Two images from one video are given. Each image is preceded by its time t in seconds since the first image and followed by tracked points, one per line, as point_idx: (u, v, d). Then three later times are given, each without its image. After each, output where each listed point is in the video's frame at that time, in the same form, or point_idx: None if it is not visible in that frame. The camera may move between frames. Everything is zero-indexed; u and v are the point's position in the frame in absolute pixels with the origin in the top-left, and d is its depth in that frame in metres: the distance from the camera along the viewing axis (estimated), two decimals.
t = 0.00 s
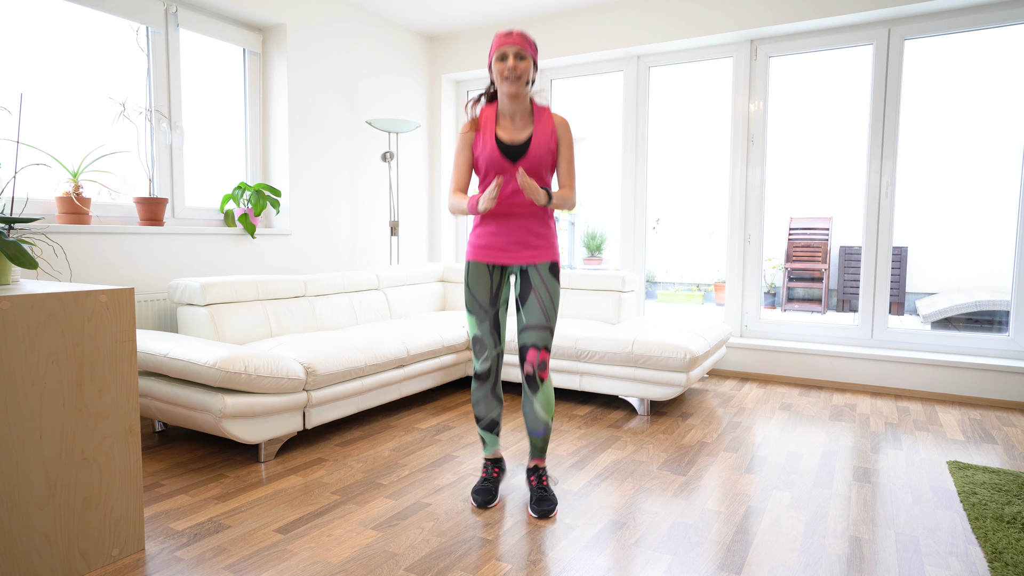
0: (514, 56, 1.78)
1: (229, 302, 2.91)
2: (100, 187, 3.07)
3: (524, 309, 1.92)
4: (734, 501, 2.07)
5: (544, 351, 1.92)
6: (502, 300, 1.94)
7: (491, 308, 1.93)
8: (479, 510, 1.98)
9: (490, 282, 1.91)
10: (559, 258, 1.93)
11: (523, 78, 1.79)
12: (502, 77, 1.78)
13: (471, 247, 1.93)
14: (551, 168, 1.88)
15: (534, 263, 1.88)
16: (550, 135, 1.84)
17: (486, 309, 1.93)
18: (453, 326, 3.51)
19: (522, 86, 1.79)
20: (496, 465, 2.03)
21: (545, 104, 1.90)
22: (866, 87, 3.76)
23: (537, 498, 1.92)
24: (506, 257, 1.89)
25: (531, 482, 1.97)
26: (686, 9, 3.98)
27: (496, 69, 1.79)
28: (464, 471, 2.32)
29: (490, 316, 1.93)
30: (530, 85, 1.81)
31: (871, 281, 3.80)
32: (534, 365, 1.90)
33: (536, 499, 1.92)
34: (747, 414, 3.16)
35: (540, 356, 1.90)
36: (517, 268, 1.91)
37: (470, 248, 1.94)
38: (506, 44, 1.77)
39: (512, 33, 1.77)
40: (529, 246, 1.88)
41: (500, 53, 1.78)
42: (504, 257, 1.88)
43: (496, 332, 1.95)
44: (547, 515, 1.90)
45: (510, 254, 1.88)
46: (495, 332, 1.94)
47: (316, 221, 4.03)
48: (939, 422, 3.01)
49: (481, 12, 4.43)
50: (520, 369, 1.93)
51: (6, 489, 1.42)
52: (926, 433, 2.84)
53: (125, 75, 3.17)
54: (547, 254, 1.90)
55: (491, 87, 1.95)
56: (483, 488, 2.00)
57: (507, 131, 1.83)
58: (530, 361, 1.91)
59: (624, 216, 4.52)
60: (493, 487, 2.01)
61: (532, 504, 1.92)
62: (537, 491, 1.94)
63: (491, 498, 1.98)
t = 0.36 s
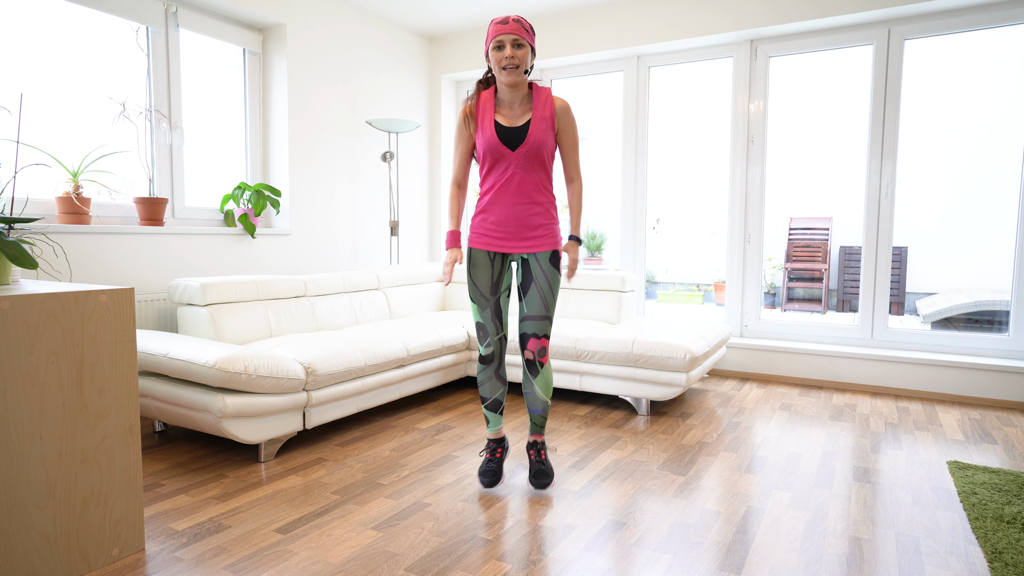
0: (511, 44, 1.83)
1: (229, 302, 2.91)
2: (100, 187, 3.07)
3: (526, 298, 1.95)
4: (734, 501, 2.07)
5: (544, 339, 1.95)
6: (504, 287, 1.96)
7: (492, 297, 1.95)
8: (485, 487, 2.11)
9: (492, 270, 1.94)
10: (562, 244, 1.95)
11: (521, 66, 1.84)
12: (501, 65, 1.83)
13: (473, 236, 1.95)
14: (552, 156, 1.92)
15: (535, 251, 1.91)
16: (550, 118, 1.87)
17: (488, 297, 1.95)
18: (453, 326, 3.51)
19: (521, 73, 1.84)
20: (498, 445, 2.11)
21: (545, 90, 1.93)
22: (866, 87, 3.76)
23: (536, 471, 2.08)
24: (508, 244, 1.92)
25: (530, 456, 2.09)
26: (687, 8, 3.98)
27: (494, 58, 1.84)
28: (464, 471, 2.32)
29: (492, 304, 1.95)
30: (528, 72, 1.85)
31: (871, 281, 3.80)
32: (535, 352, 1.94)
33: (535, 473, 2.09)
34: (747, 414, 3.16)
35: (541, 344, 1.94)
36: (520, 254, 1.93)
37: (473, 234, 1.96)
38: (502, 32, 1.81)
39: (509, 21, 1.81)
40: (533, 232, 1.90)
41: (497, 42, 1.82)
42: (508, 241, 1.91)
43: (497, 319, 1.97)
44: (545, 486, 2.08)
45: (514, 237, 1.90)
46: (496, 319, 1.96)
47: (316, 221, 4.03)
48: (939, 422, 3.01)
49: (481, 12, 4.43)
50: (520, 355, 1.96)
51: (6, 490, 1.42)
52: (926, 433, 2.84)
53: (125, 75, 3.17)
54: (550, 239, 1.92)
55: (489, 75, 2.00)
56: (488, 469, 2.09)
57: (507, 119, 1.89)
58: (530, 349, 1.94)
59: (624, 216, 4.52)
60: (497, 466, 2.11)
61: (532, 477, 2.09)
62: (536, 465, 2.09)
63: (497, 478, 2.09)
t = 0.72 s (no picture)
0: (516, 46, 1.84)
1: (229, 302, 2.90)
2: (100, 187, 3.07)
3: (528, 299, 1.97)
4: (734, 501, 2.07)
5: (548, 340, 1.99)
6: (505, 287, 1.98)
7: (494, 297, 1.97)
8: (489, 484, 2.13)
9: (494, 270, 1.95)
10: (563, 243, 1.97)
11: (526, 68, 1.85)
12: (506, 66, 1.84)
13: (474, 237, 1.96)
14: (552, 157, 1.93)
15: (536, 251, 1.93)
16: (551, 124, 1.90)
17: (490, 298, 1.97)
18: (453, 326, 3.51)
19: (525, 75, 1.85)
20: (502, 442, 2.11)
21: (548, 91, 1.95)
22: (866, 87, 3.76)
23: (543, 465, 2.09)
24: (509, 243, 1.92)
25: (536, 451, 2.11)
26: (687, 9, 3.98)
27: (499, 58, 1.85)
28: (464, 471, 2.33)
29: (493, 304, 1.97)
30: (532, 73, 1.86)
31: (871, 281, 3.80)
32: (540, 352, 1.97)
33: (542, 467, 2.10)
34: (747, 414, 3.16)
35: (546, 344, 1.98)
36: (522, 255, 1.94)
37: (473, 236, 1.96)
38: (508, 32, 1.83)
39: (513, 23, 1.83)
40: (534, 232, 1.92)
41: (503, 42, 1.84)
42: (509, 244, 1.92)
43: (499, 320, 1.99)
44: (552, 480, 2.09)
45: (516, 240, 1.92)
46: (497, 320, 1.98)
47: (316, 221, 4.03)
48: (939, 422, 3.01)
49: (481, 12, 4.43)
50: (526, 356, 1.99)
51: (6, 490, 1.42)
52: (926, 433, 2.84)
53: (125, 75, 3.17)
54: (551, 239, 1.94)
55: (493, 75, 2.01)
56: (491, 465, 2.11)
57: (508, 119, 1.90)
58: (536, 349, 1.97)
59: (624, 216, 4.52)
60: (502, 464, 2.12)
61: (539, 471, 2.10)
62: (542, 459, 2.10)
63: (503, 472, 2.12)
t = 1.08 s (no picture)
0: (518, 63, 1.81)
1: (229, 302, 2.90)
2: (100, 187, 3.07)
3: (528, 309, 1.96)
4: (734, 501, 2.07)
5: (547, 349, 1.96)
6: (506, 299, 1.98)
7: (494, 307, 1.96)
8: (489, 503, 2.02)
9: (495, 280, 1.95)
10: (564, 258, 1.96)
11: (527, 85, 1.82)
12: (507, 84, 1.82)
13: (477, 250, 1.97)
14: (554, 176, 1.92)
15: (537, 266, 1.92)
16: (554, 143, 1.90)
17: (491, 308, 1.96)
18: (453, 326, 3.51)
19: (527, 91, 1.82)
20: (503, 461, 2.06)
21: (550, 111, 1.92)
22: (866, 87, 3.76)
23: (542, 489, 1.99)
24: (509, 255, 1.92)
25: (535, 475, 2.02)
26: (686, 9, 3.98)
27: (501, 76, 1.82)
28: (464, 471, 2.33)
29: (494, 314, 1.96)
30: (533, 90, 1.83)
31: (871, 281, 3.80)
32: (538, 362, 1.95)
33: (541, 491, 1.98)
34: (747, 414, 3.16)
35: (543, 353, 1.95)
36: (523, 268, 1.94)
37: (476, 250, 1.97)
38: (509, 51, 1.80)
39: (515, 41, 1.80)
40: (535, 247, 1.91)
41: (504, 60, 1.81)
42: (510, 257, 1.92)
43: (501, 329, 1.98)
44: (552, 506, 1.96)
45: (517, 253, 1.92)
46: (499, 330, 1.98)
47: (316, 221, 4.03)
48: (939, 422, 3.01)
49: (481, 12, 4.43)
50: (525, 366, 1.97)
51: (6, 490, 1.42)
52: (926, 433, 2.84)
53: (125, 75, 3.17)
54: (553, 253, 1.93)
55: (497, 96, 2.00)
56: (493, 484, 2.03)
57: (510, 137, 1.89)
58: (534, 359, 1.95)
59: (624, 216, 4.52)
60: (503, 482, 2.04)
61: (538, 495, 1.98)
62: (542, 483, 2.00)
63: (502, 493, 2.02)
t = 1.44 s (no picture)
0: (513, 74, 1.90)
1: (229, 303, 2.91)
2: (100, 187, 3.07)
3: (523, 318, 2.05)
4: (734, 501, 2.07)
5: (539, 357, 2.05)
6: (503, 307, 2.06)
7: (492, 315, 2.04)
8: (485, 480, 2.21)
9: (492, 291, 2.03)
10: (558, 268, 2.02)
11: (522, 95, 1.90)
12: (503, 95, 1.89)
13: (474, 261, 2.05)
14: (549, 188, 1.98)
15: (530, 277, 2.00)
16: (547, 154, 1.93)
17: (488, 316, 2.05)
18: (453, 326, 3.51)
19: (521, 102, 1.89)
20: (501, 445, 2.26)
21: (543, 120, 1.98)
22: (866, 87, 3.76)
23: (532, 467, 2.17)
24: (504, 268, 2.00)
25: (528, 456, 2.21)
26: (686, 9, 3.98)
27: (497, 87, 1.91)
28: (464, 471, 2.33)
29: (491, 322, 2.05)
30: (528, 101, 1.91)
31: (871, 281, 3.80)
32: (529, 368, 2.05)
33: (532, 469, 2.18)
34: (747, 414, 3.16)
35: (535, 361, 2.04)
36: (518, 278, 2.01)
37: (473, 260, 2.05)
38: (505, 63, 1.89)
39: (511, 54, 1.90)
40: (528, 260, 1.99)
41: (500, 72, 1.90)
42: (505, 268, 2.00)
43: (497, 337, 2.06)
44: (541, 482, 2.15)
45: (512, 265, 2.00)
46: (496, 337, 2.06)
47: (316, 221, 4.03)
48: (939, 422, 3.01)
49: (481, 12, 4.43)
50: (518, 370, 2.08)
51: (6, 490, 1.42)
52: (926, 433, 2.84)
53: (124, 75, 3.17)
54: (546, 264, 2.00)
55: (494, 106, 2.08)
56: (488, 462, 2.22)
57: (504, 147, 1.94)
58: (525, 365, 2.05)
59: (624, 216, 4.52)
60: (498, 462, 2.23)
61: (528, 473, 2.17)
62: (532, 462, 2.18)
63: (495, 471, 2.21)
